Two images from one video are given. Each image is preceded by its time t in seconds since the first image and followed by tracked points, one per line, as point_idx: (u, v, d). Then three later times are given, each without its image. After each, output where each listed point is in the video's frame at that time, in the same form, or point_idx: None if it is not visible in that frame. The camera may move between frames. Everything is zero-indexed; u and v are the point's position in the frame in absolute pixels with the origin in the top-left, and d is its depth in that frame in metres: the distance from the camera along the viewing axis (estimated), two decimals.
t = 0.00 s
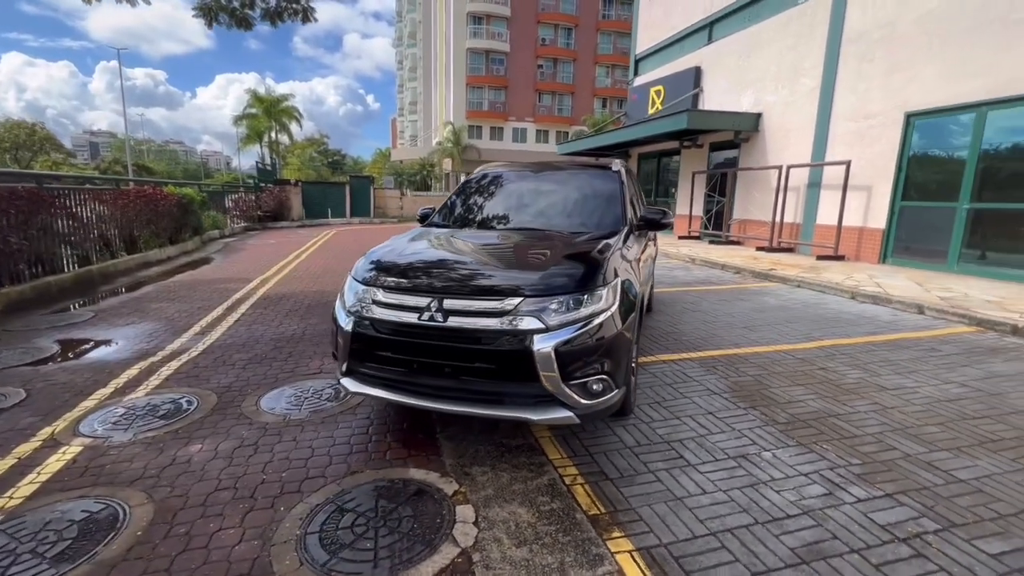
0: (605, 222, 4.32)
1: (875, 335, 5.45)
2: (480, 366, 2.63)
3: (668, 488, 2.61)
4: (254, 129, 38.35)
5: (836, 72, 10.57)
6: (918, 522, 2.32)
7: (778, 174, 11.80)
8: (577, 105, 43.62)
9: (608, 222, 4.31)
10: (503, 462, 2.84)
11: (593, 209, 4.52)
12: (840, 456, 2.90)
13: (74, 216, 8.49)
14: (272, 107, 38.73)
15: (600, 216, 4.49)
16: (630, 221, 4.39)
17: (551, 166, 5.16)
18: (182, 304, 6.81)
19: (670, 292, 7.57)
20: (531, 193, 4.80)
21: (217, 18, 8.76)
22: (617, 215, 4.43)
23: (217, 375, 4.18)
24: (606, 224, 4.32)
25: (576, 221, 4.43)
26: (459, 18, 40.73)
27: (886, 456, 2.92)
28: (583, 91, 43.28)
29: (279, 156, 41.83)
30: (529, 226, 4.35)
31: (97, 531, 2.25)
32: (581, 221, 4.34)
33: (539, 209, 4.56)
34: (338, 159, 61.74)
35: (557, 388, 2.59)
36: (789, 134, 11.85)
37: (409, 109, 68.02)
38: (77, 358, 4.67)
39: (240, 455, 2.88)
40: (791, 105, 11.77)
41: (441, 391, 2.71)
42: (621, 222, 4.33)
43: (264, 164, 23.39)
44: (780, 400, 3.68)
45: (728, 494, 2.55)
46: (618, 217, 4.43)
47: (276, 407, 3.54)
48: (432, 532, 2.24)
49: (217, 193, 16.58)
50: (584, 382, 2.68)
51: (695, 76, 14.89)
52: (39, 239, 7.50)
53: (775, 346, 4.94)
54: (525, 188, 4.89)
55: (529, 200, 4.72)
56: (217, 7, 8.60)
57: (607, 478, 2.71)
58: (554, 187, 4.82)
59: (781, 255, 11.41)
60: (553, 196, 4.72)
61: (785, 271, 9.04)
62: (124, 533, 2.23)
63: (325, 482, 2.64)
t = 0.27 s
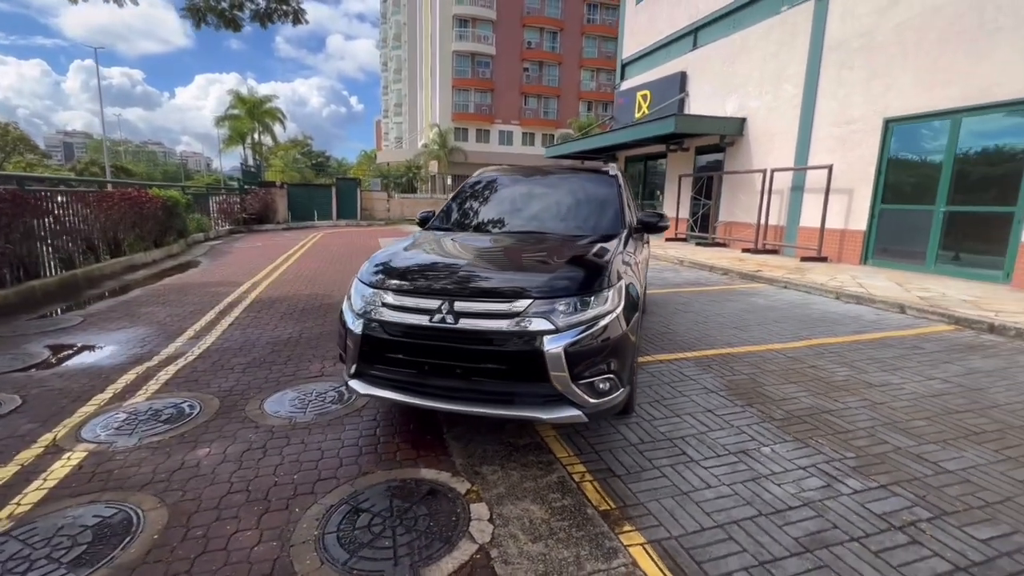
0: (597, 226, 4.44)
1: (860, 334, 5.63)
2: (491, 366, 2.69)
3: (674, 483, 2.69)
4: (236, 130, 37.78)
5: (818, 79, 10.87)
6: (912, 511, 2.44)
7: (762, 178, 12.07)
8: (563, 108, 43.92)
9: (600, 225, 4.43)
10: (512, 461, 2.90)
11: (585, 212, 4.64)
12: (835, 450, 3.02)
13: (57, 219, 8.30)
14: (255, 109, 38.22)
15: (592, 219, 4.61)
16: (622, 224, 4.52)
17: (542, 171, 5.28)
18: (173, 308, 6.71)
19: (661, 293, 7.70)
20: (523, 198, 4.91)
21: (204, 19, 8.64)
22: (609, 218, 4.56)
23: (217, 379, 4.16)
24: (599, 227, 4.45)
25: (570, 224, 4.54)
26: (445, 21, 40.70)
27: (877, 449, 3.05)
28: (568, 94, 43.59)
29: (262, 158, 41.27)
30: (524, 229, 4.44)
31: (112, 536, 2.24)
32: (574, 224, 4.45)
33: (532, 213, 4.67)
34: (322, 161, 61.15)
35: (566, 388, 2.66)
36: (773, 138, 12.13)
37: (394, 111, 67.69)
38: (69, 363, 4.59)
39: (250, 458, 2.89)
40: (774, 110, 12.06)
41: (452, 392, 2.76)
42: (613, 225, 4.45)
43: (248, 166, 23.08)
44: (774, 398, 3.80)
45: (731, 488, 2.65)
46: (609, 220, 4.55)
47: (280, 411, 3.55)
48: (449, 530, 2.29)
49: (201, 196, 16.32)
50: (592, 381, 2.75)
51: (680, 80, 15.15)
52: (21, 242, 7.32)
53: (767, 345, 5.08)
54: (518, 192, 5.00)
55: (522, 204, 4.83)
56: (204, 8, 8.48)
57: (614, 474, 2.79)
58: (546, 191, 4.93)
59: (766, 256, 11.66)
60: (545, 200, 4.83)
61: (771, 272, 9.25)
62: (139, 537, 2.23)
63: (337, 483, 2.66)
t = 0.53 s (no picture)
0: (589, 228, 4.52)
1: (846, 333, 5.80)
2: (498, 367, 2.71)
3: (677, 480, 2.75)
4: (217, 131, 37.12)
5: (800, 84, 11.14)
6: (906, 502, 2.53)
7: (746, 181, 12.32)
8: (548, 111, 44.14)
9: (591, 228, 4.50)
10: (518, 460, 2.93)
11: (576, 215, 4.71)
12: (830, 445, 3.11)
13: (36, 222, 8.07)
14: (236, 109, 37.62)
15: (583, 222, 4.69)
16: (613, 226, 4.59)
17: (533, 174, 5.35)
18: (160, 312, 6.59)
19: (652, 294, 7.81)
20: (514, 201, 4.97)
21: (189, 19, 8.43)
22: (600, 220, 4.63)
23: (213, 384, 4.10)
24: (590, 229, 4.52)
25: (561, 227, 4.61)
26: (429, 23, 40.57)
27: (869, 443, 3.15)
28: (553, 97, 43.83)
29: (243, 160, 40.62)
30: (516, 233, 4.50)
31: (119, 542, 2.21)
32: (566, 227, 4.52)
33: (523, 216, 4.73)
34: (305, 163, 60.43)
35: (573, 387, 2.70)
36: (757, 142, 12.39)
37: (378, 112, 67.26)
38: (57, 370, 4.48)
39: (254, 461, 2.87)
40: (758, 115, 12.32)
41: (459, 393, 2.78)
42: (604, 227, 4.53)
43: (230, 167, 22.68)
44: (768, 395, 3.90)
45: (734, 483, 2.71)
46: (600, 222, 4.63)
47: (281, 414, 3.52)
48: (461, 530, 2.30)
49: (183, 198, 16.01)
50: (596, 381, 2.79)
51: (666, 85, 15.37)
52: None
53: (758, 344, 5.21)
54: (509, 196, 5.06)
55: (514, 207, 4.88)
56: (188, 7, 8.26)
57: (619, 472, 2.84)
58: (537, 195, 5.00)
59: (751, 257, 11.91)
60: (537, 203, 4.89)
61: (757, 273, 9.45)
62: (147, 544, 2.21)
63: (345, 486, 2.66)
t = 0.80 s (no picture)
0: (581, 229, 4.55)
1: (833, 331, 5.93)
2: (503, 368, 2.71)
3: (682, 478, 2.78)
4: (196, 132, 36.35)
5: (782, 88, 11.36)
6: (904, 495, 2.59)
7: (731, 183, 12.51)
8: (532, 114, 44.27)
9: (583, 229, 4.53)
10: (523, 462, 2.92)
11: (567, 217, 4.74)
12: (827, 442, 3.17)
13: (10, 225, 7.80)
14: (215, 110, 36.92)
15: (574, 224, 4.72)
16: (604, 228, 4.63)
17: (523, 176, 5.36)
18: (144, 317, 6.41)
19: (642, 295, 7.88)
20: (505, 204, 4.98)
21: (171, 17, 8.17)
22: (591, 222, 4.67)
23: (204, 390, 4.01)
24: (582, 231, 4.56)
25: (552, 229, 4.64)
26: (413, 24, 40.37)
27: (865, 439, 3.22)
28: (537, 99, 43.97)
29: (223, 161, 39.86)
30: (508, 235, 4.51)
31: (118, 554, 2.14)
32: (557, 229, 4.54)
33: (514, 219, 4.74)
34: (286, 164, 59.61)
35: (578, 388, 2.71)
36: (741, 145, 12.60)
37: (360, 113, 66.67)
38: (39, 377, 4.32)
39: (254, 468, 2.81)
40: (741, 118, 12.53)
41: (464, 395, 2.76)
42: (595, 228, 4.57)
43: (211, 168, 22.24)
44: (764, 393, 3.97)
45: (738, 481, 2.74)
46: (591, 224, 4.67)
47: (278, 419, 3.46)
48: (471, 533, 2.28)
49: (162, 200, 15.63)
50: (601, 381, 2.80)
51: (651, 88, 15.54)
52: None
53: (750, 343, 5.29)
54: (500, 198, 5.07)
55: (505, 210, 4.89)
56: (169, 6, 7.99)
57: (624, 472, 2.85)
58: (527, 197, 5.01)
59: (736, 258, 12.10)
60: (527, 206, 4.91)
61: (743, 273, 9.61)
62: (148, 555, 2.14)
63: (349, 491, 2.62)
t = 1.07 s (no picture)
0: (574, 230, 4.54)
1: (824, 330, 6.02)
2: (513, 372, 2.67)
3: (692, 480, 2.77)
4: (173, 132, 35.47)
5: (767, 92, 11.54)
6: (912, 493, 2.62)
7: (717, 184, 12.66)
8: (517, 115, 44.30)
9: (575, 231, 4.53)
10: (531, 467, 2.88)
11: (560, 218, 4.73)
12: (831, 441, 3.20)
13: None
14: (194, 109, 36.10)
15: (567, 225, 4.72)
16: (597, 229, 4.63)
17: (514, 177, 5.33)
18: (127, 323, 6.20)
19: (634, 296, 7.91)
20: (497, 206, 4.95)
21: (152, 15, 7.91)
22: (584, 223, 4.66)
23: (196, 398, 3.88)
24: (575, 232, 4.55)
25: (545, 231, 4.63)
26: (397, 25, 40.07)
27: (867, 437, 3.26)
28: (522, 101, 44.01)
29: (202, 161, 39.00)
30: (500, 238, 4.49)
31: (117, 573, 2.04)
32: (550, 230, 4.53)
33: (505, 221, 4.71)
34: (267, 165, 58.59)
35: (589, 391, 2.68)
36: (726, 147, 12.77)
37: (343, 114, 65.95)
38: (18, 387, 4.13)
39: (256, 479, 2.72)
40: (727, 120, 12.70)
41: (472, 400, 2.71)
42: (589, 230, 4.56)
43: (190, 169, 21.71)
44: (764, 393, 4.00)
45: (748, 482, 2.75)
46: (584, 225, 4.66)
47: (276, 427, 3.36)
48: (486, 542, 2.23)
49: (140, 201, 15.20)
50: (611, 384, 2.78)
51: (637, 90, 15.66)
52: None
53: (745, 343, 5.34)
54: (491, 201, 5.04)
55: (497, 212, 4.86)
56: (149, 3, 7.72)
57: (634, 476, 2.83)
58: (519, 199, 4.98)
59: (723, 258, 12.25)
60: (519, 208, 4.88)
61: (731, 274, 9.72)
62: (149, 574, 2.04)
63: (356, 501, 2.55)
